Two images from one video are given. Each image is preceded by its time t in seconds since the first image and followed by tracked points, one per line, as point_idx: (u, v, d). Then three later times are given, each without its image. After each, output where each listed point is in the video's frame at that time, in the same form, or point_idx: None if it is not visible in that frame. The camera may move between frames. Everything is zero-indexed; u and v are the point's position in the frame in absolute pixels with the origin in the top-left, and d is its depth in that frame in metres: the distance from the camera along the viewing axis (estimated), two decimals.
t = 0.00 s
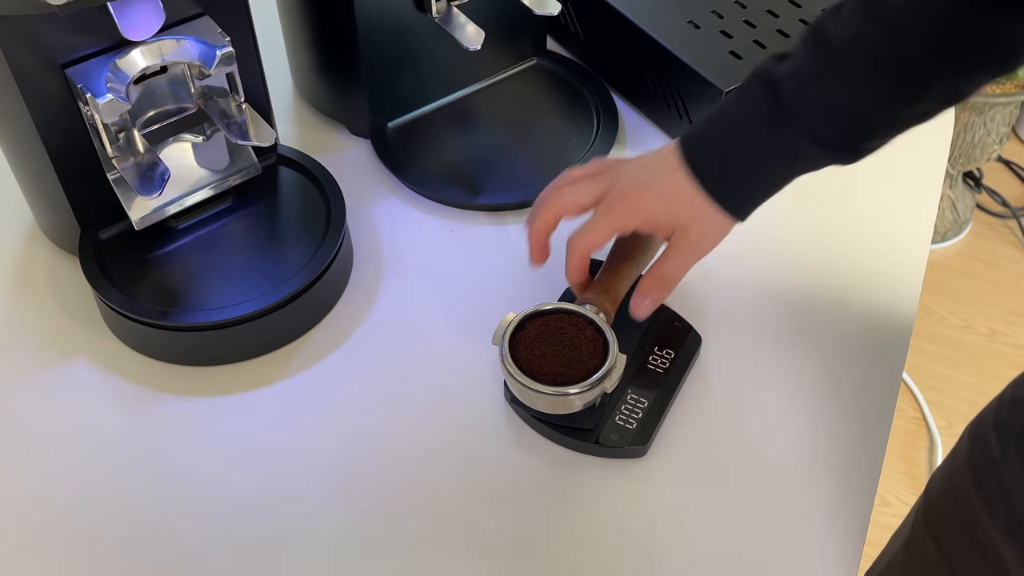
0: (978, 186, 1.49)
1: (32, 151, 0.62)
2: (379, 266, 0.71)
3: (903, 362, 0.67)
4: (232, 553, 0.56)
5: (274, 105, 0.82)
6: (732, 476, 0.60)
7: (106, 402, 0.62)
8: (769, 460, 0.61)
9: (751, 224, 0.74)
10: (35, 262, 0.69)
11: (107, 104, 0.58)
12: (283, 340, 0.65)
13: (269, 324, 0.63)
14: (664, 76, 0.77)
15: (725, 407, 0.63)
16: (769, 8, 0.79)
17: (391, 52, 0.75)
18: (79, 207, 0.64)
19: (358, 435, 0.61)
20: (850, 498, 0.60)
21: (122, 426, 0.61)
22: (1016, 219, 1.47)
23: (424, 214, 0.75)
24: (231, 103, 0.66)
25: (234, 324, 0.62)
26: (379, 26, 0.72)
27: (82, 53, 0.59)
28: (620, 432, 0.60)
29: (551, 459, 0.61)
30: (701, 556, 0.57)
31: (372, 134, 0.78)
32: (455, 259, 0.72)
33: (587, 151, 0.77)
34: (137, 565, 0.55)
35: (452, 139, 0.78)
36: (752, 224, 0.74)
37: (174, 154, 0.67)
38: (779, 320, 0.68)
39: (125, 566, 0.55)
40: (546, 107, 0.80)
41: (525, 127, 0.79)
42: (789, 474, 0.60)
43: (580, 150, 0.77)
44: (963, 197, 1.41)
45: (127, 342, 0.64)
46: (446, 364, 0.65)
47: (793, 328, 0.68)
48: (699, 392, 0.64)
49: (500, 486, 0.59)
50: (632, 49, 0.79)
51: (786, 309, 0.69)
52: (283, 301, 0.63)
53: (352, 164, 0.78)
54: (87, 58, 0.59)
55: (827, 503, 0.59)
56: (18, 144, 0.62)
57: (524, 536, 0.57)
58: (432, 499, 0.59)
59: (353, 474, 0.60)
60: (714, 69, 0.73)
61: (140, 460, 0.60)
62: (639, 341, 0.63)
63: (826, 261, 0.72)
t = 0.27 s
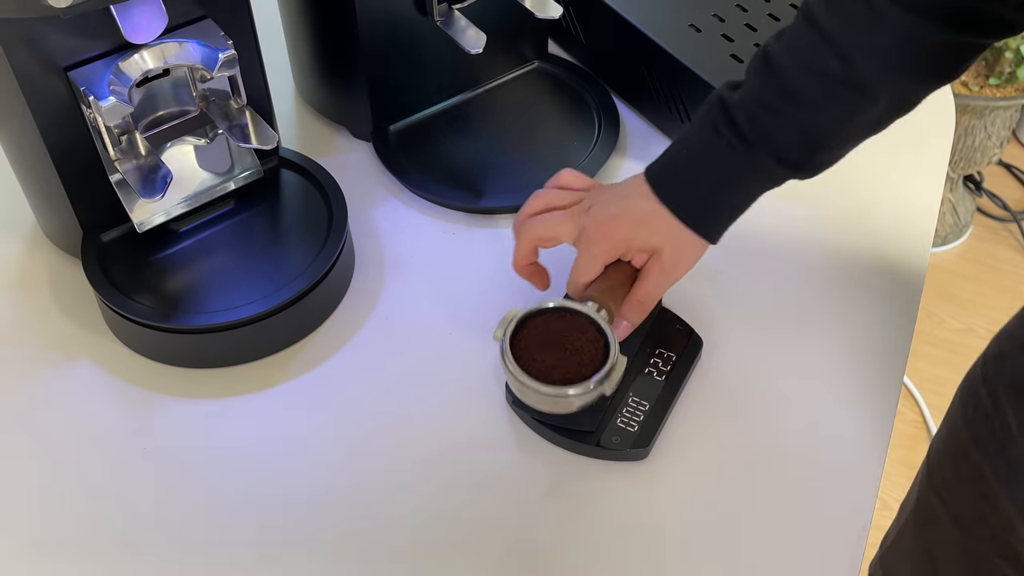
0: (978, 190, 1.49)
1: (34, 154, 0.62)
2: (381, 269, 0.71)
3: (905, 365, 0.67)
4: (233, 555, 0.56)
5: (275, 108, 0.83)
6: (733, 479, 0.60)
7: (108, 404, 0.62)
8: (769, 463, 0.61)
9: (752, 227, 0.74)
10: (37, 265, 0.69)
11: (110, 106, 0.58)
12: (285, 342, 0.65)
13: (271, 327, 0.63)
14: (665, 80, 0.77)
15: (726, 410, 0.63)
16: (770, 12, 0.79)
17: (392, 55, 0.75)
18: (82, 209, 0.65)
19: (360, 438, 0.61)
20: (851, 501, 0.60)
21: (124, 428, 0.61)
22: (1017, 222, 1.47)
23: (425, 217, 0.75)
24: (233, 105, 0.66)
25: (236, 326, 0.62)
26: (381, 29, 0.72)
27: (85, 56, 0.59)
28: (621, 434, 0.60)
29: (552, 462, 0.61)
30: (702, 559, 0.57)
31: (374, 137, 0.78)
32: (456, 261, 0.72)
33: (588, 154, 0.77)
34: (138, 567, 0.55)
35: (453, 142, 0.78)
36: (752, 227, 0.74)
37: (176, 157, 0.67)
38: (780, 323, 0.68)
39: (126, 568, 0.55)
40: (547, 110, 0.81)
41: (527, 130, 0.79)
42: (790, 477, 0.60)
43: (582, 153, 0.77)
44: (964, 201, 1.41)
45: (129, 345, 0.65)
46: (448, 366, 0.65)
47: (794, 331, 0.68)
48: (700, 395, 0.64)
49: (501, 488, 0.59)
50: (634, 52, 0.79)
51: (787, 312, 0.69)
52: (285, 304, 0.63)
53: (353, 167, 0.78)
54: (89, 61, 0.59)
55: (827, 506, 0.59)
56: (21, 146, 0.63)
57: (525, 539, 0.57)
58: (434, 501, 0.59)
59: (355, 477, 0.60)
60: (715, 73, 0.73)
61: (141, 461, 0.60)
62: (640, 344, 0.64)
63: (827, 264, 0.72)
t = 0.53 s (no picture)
0: (978, 195, 1.49)
1: (41, 159, 0.62)
2: (385, 273, 0.71)
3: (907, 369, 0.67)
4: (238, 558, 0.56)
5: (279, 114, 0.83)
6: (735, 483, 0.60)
7: (113, 408, 0.63)
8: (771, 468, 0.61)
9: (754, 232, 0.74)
10: (42, 270, 0.70)
11: (116, 113, 0.58)
12: (290, 347, 0.66)
13: (276, 331, 0.64)
14: (667, 86, 0.78)
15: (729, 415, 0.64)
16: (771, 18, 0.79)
17: (396, 61, 0.75)
18: (87, 215, 0.65)
19: (364, 441, 0.62)
20: (853, 505, 0.60)
21: (129, 431, 0.62)
22: (1017, 228, 1.47)
23: (428, 221, 0.75)
24: (238, 111, 0.66)
25: (241, 331, 0.62)
26: (385, 35, 0.73)
27: (91, 63, 0.59)
28: (624, 439, 0.60)
29: (555, 466, 0.61)
30: (704, 563, 0.57)
31: (377, 143, 0.79)
32: (460, 266, 0.72)
33: (591, 160, 0.77)
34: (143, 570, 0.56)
35: (456, 147, 0.78)
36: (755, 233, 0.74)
37: (183, 163, 0.68)
38: (783, 328, 0.68)
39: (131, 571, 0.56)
40: (550, 115, 0.81)
41: (530, 135, 0.79)
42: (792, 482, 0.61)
43: (584, 159, 0.78)
44: (964, 206, 1.41)
45: (134, 349, 0.65)
46: (453, 370, 0.65)
47: (796, 336, 0.68)
48: (703, 399, 0.64)
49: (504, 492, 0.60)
50: (636, 58, 0.79)
51: (789, 316, 0.69)
52: (289, 308, 0.63)
53: (357, 172, 0.79)
54: (95, 67, 0.59)
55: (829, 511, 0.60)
56: (27, 151, 0.63)
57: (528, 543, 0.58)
58: (438, 504, 0.59)
59: (359, 480, 0.60)
60: (717, 79, 0.74)
61: (146, 464, 0.60)
62: (643, 349, 0.64)
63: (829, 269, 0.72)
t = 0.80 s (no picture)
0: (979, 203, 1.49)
1: (45, 166, 0.63)
2: (388, 281, 0.71)
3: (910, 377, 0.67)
4: (240, 565, 0.56)
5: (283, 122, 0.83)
6: (739, 490, 0.60)
7: (117, 415, 0.63)
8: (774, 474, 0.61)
9: (756, 239, 0.75)
10: (45, 277, 0.70)
11: (122, 122, 0.59)
12: (293, 354, 0.66)
13: (279, 339, 0.64)
14: (670, 94, 0.78)
15: (732, 423, 0.63)
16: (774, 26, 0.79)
17: (399, 68, 0.75)
18: (92, 222, 0.65)
19: (366, 447, 0.62)
20: (856, 513, 0.60)
21: (133, 438, 0.62)
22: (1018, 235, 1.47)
23: (430, 229, 0.75)
24: (242, 119, 0.67)
25: (244, 338, 0.62)
26: (388, 43, 0.73)
27: (96, 71, 0.59)
28: (627, 446, 0.60)
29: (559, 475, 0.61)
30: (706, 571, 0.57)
31: (380, 151, 0.79)
32: (463, 273, 0.72)
33: (594, 168, 0.78)
34: None
35: (459, 156, 0.79)
36: (758, 240, 0.74)
37: (186, 171, 0.67)
38: (785, 335, 0.68)
39: None
40: (552, 123, 0.81)
41: (532, 143, 0.79)
42: (795, 489, 0.61)
43: (587, 167, 0.78)
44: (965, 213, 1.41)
45: (138, 356, 0.65)
46: (455, 377, 0.65)
47: (800, 343, 0.68)
48: (706, 407, 0.64)
49: (507, 499, 0.60)
50: (639, 67, 0.80)
51: (792, 324, 0.69)
52: (293, 316, 0.63)
53: (360, 179, 0.79)
54: (100, 75, 0.60)
55: (832, 518, 0.60)
56: (32, 159, 0.63)
57: (531, 551, 0.57)
58: (440, 511, 0.59)
59: (362, 486, 0.60)
60: (719, 87, 0.74)
61: (150, 470, 0.60)
62: (646, 356, 0.64)
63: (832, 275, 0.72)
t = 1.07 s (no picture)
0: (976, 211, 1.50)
1: (46, 180, 0.63)
2: (387, 293, 0.72)
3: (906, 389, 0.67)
4: None
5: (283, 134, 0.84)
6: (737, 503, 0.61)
7: (117, 427, 0.63)
8: (772, 487, 0.62)
9: (753, 251, 0.75)
10: (46, 290, 0.70)
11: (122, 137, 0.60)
12: (292, 367, 0.66)
13: (279, 351, 0.64)
14: (667, 107, 0.78)
15: (730, 435, 0.64)
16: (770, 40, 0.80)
17: (398, 82, 0.76)
18: (93, 235, 0.66)
19: (366, 459, 0.62)
20: (853, 526, 0.60)
21: (132, 450, 0.62)
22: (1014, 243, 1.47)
23: (429, 241, 0.76)
24: (243, 132, 0.67)
25: (244, 350, 0.63)
26: (387, 56, 0.74)
27: (97, 86, 0.60)
28: (625, 459, 0.60)
29: (558, 488, 0.61)
30: None
31: (380, 163, 0.79)
32: (461, 285, 0.72)
33: (592, 180, 0.78)
34: None
35: (458, 168, 0.79)
36: (754, 252, 0.75)
37: (187, 184, 0.68)
38: (782, 347, 0.69)
39: None
40: (551, 136, 0.82)
41: (530, 156, 0.80)
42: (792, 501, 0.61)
43: (585, 179, 0.78)
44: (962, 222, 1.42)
45: (138, 369, 0.65)
46: (454, 389, 0.66)
47: (797, 355, 0.68)
48: (704, 420, 0.64)
49: (506, 511, 0.60)
50: (636, 81, 0.80)
51: (790, 336, 0.69)
52: (292, 328, 0.64)
53: (359, 192, 0.79)
54: (101, 90, 0.60)
55: (829, 532, 0.60)
56: (34, 173, 0.64)
57: (530, 563, 0.58)
58: (439, 523, 0.59)
59: (361, 499, 0.60)
60: (716, 101, 0.74)
61: (150, 483, 0.61)
62: (644, 368, 0.64)
63: (829, 287, 0.73)
